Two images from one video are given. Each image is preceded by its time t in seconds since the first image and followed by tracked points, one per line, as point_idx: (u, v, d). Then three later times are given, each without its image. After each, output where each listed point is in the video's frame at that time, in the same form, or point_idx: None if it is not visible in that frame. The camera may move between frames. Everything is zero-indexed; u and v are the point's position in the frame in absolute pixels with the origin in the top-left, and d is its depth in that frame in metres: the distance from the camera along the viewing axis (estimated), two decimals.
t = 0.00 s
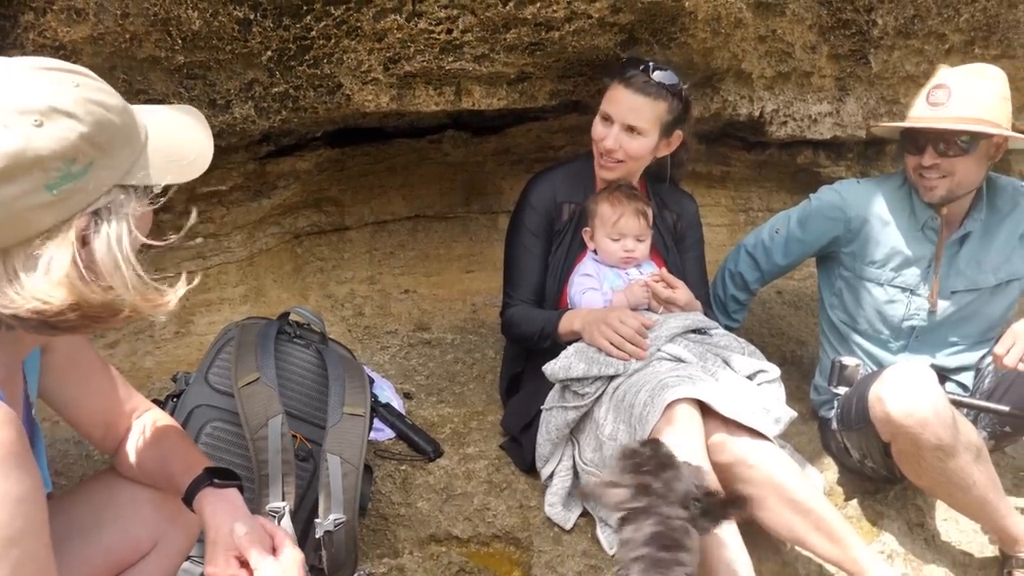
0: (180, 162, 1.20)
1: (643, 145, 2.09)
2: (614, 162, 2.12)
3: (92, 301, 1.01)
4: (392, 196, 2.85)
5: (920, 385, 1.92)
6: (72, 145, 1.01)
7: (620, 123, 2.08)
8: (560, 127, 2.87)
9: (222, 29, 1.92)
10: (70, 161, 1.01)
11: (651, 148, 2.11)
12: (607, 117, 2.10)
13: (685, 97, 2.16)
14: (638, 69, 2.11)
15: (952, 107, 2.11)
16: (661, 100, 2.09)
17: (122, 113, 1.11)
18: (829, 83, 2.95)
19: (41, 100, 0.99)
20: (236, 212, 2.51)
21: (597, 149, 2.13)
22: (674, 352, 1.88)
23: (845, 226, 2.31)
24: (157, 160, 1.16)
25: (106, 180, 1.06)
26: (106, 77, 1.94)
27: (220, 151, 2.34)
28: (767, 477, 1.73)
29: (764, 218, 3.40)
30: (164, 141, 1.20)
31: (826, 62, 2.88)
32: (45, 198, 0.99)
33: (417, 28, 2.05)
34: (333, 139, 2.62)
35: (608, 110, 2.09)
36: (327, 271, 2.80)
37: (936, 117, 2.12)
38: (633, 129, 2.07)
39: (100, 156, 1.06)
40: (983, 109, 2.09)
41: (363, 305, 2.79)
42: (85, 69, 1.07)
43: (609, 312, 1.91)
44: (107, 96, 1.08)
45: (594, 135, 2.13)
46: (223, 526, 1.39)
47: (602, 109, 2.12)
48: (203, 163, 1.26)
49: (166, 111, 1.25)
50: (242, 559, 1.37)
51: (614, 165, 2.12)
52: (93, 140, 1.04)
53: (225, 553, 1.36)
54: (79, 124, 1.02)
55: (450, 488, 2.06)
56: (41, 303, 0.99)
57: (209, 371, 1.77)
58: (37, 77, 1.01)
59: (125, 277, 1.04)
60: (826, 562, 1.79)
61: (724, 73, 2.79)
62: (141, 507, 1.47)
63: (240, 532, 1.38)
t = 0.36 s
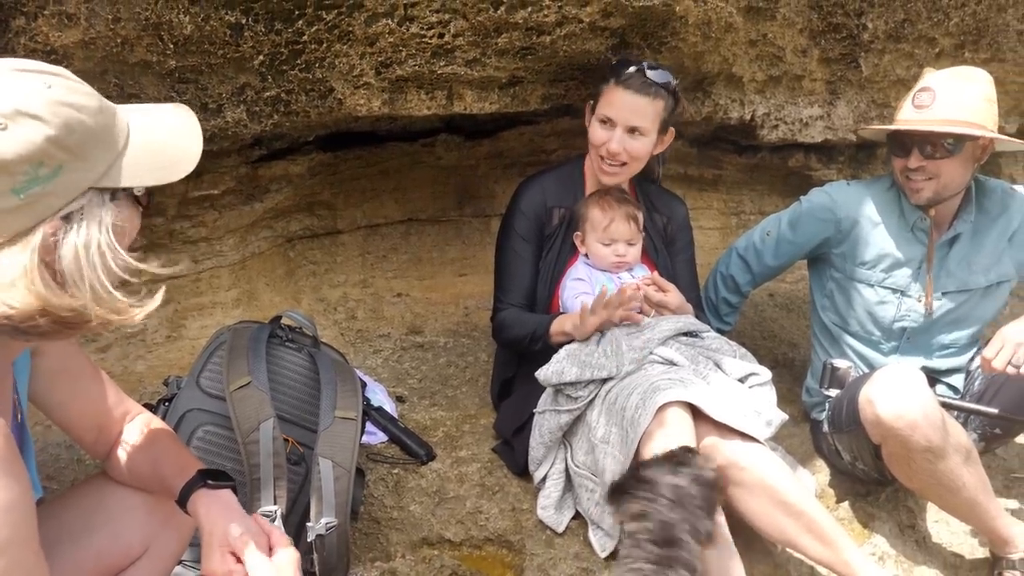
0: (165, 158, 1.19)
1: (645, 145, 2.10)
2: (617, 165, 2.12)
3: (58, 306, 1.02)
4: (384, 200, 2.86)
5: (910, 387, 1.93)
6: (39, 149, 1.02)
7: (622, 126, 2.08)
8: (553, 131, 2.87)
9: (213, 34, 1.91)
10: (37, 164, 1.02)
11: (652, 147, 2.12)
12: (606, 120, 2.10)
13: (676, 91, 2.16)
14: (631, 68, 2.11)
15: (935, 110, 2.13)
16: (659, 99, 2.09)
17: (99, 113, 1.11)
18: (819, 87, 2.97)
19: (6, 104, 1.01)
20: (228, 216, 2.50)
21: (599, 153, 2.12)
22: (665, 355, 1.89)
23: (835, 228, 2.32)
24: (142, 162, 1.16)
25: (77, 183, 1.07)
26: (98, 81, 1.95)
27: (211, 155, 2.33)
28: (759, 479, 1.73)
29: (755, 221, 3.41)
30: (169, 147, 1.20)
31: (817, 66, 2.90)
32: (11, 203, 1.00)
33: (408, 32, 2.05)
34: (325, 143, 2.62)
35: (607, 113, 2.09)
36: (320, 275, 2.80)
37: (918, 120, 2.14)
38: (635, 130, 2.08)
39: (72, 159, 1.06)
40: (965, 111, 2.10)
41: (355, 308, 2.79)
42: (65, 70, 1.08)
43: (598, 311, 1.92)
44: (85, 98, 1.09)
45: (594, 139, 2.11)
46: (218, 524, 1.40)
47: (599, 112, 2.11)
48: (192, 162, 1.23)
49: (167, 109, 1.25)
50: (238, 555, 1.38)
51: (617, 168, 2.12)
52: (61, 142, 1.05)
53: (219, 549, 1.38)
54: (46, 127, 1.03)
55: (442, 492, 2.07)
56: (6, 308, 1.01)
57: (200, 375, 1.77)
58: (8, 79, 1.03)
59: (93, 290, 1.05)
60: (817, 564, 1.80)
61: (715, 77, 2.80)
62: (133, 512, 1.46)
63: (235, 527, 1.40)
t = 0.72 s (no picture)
0: (165, 175, 1.20)
1: (643, 144, 2.10)
2: (615, 163, 2.11)
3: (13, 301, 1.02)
4: (380, 200, 2.86)
5: (905, 386, 1.94)
6: (38, 148, 1.02)
7: (619, 125, 2.08)
8: (548, 131, 2.88)
9: (209, 33, 1.91)
10: (33, 162, 1.02)
11: (649, 145, 2.13)
12: (603, 119, 2.10)
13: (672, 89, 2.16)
14: (627, 67, 2.10)
15: (930, 110, 2.14)
16: (655, 98, 2.09)
17: (112, 126, 1.12)
18: (814, 88, 2.99)
19: (15, 100, 1.02)
20: (224, 216, 2.49)
21: (597, 152, 2.12)
22: (662, 355, 1.89)
23: (831, 227, 2.33)
24: (143, 177, 1.17)
25: (70, 188, 1.07)
26: (93, 81, 1.94)
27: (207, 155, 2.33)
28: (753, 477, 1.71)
29: (751, 222, 3.42)
30: (173, 165, 1.22)
31: (812, 66, 2.91)
32: None
33: (404, 32, 2.05)
34: (321, 143, 2.62)
35: (604, 113, 2.09)
36: (315, 275, 2.80)
37: (914, 120, 2.15)
38: (632, 129, 2.08)
39: (71, 164, 1.07)
40: (960, 112, 2.11)
41: (351, 309, 2.79)
42: (86, 81, 1.11)
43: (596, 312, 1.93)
44: (99, 109, 1.10)
45: (592, 139, 2.12)
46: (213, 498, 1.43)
47: (596, 111, 2.11)
48: (198, 191, 1.25)
49: (182, 135, 1.27)
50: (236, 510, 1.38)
51: (615, 166, 2.12)
52: (62, 145, 1.05)
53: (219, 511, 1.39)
54: (48, 127, 1.03)
55: (438, 491, 2.07)
56: None
57: (196, 375, 1.77)
58: (27, 79, 1.04)
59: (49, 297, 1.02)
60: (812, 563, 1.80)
61: (710, 77, 2.81)
62: (127, 510, 1.45)
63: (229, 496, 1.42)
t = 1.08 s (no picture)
0: (171, 161, 1.21)
1: (648, 138, 2.10)
2: (619, 157, 2.11)
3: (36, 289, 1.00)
4: (384, 193, 2.85)
5: (912, 379, 1.92)
6: (50, 132, 1.02)
7: (625, 118, 2.07)
8: (553, 123, 2.87)
9: (214, 24, 1.90)
10: (45, 146, 1.02)
11: (654, 140, 2.12)
12: (608, 113, 2.09)
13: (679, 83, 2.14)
14: (633, 60, 2.09)
15: (941, 99, 2.13)
16: (661, 92, 2.08)
17: (117, 110, 1.12)
18: (821, 80, 2.97)
19: (25, 85, 1.01)
20: (229, 208, 2.49)
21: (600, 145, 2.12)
22: (668, 347, 1.89)
23: (837, 221, 2.32)
24: (149, 163, 1.17)
25: (82, 171, 1.06)
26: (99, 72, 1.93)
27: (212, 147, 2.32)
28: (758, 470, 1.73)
29: (756, 215, 3.41)
30: (178, 151, 1.22)
31: (818, 58, 2.90)
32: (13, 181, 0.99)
33: (410, 23, 2.05)
34: (326, 135, 2.61)
35: (609, 106, 2.08)
36: (320, 268, 2.80)
37: (924, 109, 2.14)
38: (638, 123, 2.08)
39: (82, 148, 1.06)
40: (971, 100, 2.10)
41: (356, 301, 2.79)
42: (89, 67, 1.10)
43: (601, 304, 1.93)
44: (102, 93, 1.10)
45: (597, 132, 2.11)
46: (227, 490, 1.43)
47: (601, 104, 2.10)
48: (200, 175, 1.26)
49: (184, 124, 1.27)
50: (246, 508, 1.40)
51: (620, 159, 2.12)
52: (72, 130, 1.05)
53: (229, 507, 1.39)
54: (59, 111, 1.03)
55: (443, 483, 2.07)
56: None
57: (203, 366, 1.77)
58: (33, 64, 1.04)
59: (76, 279, 1.02)
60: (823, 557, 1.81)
61: (716, 69, 2.80)
62: (134, 499, 1.45)
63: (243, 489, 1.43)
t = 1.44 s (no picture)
0: (183, 150, 1.21)
1: (659, 142, 2.09)
2: (631, 160, 2.12)
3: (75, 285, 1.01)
4: (395, 187, 2.85)
5: (927, 376, 1.91)
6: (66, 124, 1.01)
7: (635, 126, 2.06)
8: (564, 117, 2.86)
9: (226, 18, 1.91)
10: (63, 139, 1.01)
11: (665, 141, 2.11)
12: (618, 120, 2.07)
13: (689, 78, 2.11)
14: (641, 64, 2.05)
15: (959, 95, 2.10)
16: (670, 96, 2.05)
17: (123, 95, 1.11)
18: (834, 74, 2.95)
19: (36, 78, 1.00)
20: (240, 203, 2.49)
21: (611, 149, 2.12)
22: (681, 343, 1.87)
23: (851, 216, 2.30)
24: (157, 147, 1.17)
25: (99, 161, 1.06)
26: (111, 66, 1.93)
27: (224, 141, 2.32)
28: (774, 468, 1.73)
29: (768, 210, 3.39)
30: (189, 138, 1.23)
31: (831, 52, 2.88)
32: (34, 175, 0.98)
33: (421, 17, 2.04)
34: (337, 129, 2.61)
35: (619, 115, 2.06)
36: (331, 262, 2.80)
37: (943, 105, 2.12)
38: (648, 129, 2.06)
39: (98, 138, 1.06)
40: (990, 97, 2.07)
41: (366, 296, 2.79)
42: (88, 53, 1.09)
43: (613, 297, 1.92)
44: (107, 78, 1.09)
45: (607, 137, 2.11)
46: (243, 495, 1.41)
47: (610, 109, 2.09)
48: (209, 150, 1.26)
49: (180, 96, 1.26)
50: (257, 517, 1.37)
51: (632, 161, 2.12)
52: (87, 120, 1.04)
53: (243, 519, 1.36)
54: (72, 102, 1.02)
55: (455, 478, 2.07)
56: (19, 281, 0.98)
57: (214, 360, 1.77)
58: (35, 55, 1.02)
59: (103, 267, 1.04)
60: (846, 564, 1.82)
61: (729, 63, 2.78)
62: (148, 492, 1.45)
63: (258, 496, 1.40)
